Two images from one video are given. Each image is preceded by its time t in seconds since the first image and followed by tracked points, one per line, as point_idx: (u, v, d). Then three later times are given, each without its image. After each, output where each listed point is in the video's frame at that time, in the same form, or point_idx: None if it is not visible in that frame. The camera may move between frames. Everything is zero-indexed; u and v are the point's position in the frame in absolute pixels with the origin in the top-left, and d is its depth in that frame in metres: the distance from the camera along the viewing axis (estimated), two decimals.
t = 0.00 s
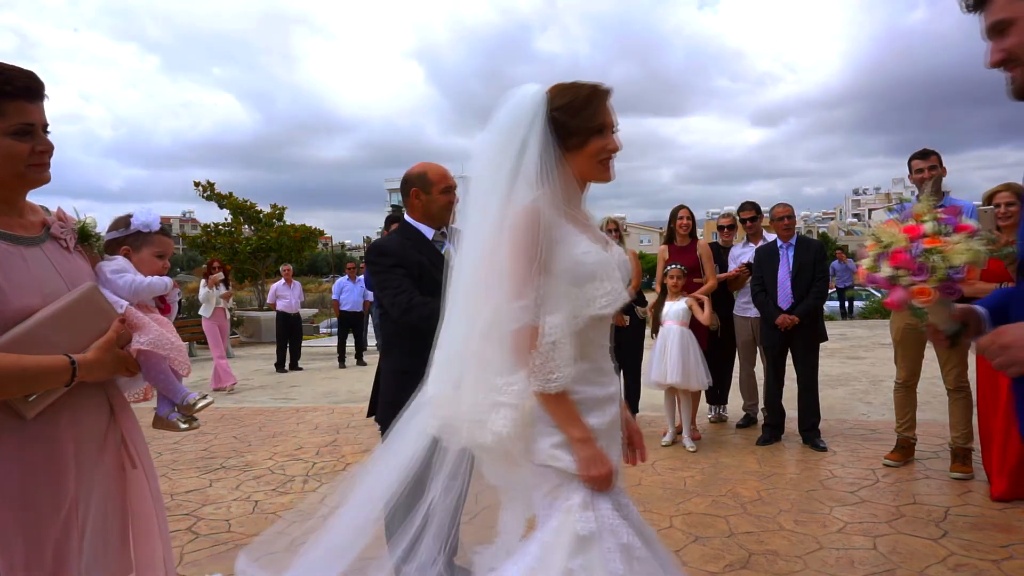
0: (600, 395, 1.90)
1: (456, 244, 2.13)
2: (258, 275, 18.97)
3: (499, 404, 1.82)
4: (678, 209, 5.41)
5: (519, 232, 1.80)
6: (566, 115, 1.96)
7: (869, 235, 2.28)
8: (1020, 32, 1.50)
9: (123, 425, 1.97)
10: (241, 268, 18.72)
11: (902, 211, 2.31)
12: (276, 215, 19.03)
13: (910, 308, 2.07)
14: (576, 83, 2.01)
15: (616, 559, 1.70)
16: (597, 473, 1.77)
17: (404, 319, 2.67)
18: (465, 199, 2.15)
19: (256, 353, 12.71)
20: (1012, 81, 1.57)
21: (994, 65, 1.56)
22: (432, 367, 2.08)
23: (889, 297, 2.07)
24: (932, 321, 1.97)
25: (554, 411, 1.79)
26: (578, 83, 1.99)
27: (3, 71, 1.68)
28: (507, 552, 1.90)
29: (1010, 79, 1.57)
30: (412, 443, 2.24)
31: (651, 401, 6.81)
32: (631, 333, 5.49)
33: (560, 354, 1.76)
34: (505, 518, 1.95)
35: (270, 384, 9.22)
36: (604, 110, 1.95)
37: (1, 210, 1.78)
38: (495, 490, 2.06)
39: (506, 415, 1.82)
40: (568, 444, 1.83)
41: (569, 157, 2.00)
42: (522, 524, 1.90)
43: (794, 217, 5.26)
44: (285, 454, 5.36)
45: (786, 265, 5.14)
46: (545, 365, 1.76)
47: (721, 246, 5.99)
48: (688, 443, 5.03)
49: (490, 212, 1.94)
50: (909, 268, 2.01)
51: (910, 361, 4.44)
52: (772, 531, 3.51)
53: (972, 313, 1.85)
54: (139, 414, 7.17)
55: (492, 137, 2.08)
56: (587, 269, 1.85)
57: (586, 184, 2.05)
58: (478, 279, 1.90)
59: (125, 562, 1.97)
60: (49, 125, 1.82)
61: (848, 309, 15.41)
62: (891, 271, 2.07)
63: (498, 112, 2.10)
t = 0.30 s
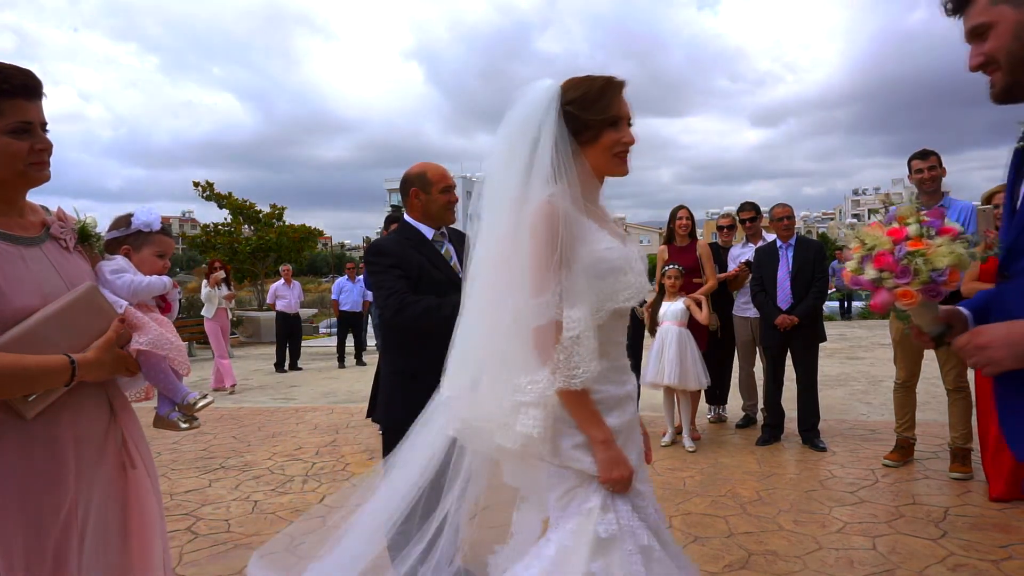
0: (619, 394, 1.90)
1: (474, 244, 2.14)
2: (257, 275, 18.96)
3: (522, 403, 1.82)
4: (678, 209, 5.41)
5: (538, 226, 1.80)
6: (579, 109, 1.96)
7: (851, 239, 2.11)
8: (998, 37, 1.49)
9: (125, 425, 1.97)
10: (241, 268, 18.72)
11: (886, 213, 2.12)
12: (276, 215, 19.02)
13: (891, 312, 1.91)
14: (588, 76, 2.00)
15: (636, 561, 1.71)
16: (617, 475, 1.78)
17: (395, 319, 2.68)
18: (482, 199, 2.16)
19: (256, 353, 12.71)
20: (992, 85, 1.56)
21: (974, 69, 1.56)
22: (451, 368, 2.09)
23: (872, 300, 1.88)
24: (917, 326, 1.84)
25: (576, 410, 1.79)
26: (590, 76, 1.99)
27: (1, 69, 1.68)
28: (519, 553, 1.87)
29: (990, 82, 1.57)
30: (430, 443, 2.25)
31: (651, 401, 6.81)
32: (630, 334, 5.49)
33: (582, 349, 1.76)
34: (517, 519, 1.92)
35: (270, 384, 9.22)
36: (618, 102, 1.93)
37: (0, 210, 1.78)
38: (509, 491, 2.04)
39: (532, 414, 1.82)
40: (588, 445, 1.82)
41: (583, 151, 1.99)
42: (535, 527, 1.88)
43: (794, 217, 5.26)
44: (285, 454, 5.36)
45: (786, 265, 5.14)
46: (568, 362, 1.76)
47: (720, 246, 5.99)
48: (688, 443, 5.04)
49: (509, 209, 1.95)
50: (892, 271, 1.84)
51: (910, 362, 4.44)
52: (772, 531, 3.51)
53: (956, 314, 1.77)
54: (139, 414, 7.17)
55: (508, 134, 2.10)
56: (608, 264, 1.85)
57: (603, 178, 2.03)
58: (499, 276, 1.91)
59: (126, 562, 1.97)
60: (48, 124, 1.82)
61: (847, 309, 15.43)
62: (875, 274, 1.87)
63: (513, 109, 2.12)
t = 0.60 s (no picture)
0: (636, 393, 1.90)
1: (487, 243, 2.13)
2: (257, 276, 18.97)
3: (543, 403, 1.81)
4: (677, 210, 5.41)
5: (558, 222, 1.81)
6: (594, 104, 1.96)
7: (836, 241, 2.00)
8: (979, 39, 1.49)
9: (126, 426, 1.97)
10: (241, 268, 18.73)
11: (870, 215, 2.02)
12: (276, 215, 19.03)
13: (876, 314, 1.81)
14: (602, 71, 2.01)
15: (653, 561, 1.71)
16: (635, 477, 1.78)
17: (387, 326, 2.74)
18: (495, 198, 2.16)
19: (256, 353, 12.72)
20: (975, 87, 1.55)
21: (956, 71, 1.56)
22: (466, 369, 2.08)
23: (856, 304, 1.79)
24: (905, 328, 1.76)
25: (594, 408, 1.78)
26: (605, 72, 1.99)
27: None
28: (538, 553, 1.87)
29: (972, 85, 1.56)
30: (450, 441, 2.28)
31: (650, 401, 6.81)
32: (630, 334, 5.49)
33: (603, 346, 1.77)
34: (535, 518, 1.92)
35: (269, 384, 9.22)
36: (633, 96, 1.93)
37: (1, 210, 1.78)
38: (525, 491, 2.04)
39: (555, 415, 1.79)
40: (605, 446, 1.82)
41: (599, 146, 1.99)
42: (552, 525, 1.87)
43: (794, 218, 5.26)
44: (285, 454, 5.36)
45: (786, 265, 5.14)
46: (590, 359, 1.76)
47: (720, 246, 6.00)
48: (688, 443, 5.04)
49: (525, 207, 1.95)
50: (878, 274, 1.74)
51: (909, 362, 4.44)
52: (772, 531, 3.51)
53: (942, 317, 1.74)
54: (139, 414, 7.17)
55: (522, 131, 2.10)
56: (627, 262, 1.86)
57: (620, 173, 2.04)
58: (518, 275, 1.90)
59: (126, 563, 1.96)
60: (46, 123, 1.81)
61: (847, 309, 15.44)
62: (859, 277, 1.77)
63: (527, 104, 2.11)
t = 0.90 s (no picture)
0: (651, 393, 1.91)
1: (502, 240, 2.13)
2: (257, 276, 18.98)
3: (561, 403, 1.83)
4: (677, 210, 5.41)
5: (576, 220, 1.80)
6: (611, 99, 1.96)
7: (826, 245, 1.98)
8: (961, 39, 1.49)
9: (127, 426, 1.96)
10: (241, 268, 18.74)
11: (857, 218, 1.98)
12: (275, 215, 19.03)
13: (866, 319, 1.80)
14: (619, 67, 2.01)
15: (669, 561, 1.73)
16: (650, 478, 1.79)
17: (381, 326, 2.70)
18: (510, 195, 2.16)
19: (255, 353, 12.72)
20: (957, 87, 1.55)
21: (937, 71, 1.55)
22: (481, 368, 2.08)
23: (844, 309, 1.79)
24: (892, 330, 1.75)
25: (611, 408, 1.79)
26: (622, 67, 1.99)
27: None
28: (553, 553, 1.89)
29: (955, 85, 1.55)
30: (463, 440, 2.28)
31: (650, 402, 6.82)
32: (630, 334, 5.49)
33: (622, 346, 1.77)
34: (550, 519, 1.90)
35: (269, 385, 9.23)
36: (651, 92, 1.93)
37: (0, 210, 1.78)
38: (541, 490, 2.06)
39: (574, 415, 1.81)
40: (620, 448, 1.82)
41: (617, 143, 1.99)
42: (566, 524, 1.88)
43: (793, 218, 5.27)
44: (285, 455, 5.37)
45: (785, 266, 5.14)
46: (609, 359, 1.76)
47: (720, 247, 6.00)
48: (688, 442, 5.05)
49: (542, 203, 1.94)
50: (863, 278, 1.73)
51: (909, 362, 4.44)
52: (771, 531, 3.52)
53: (929, 318, 1.72)
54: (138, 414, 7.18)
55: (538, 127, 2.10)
56: (645, 260, 1.86)
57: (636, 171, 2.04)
58: (535, 274, 1.91)
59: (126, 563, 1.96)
60: (44, 123, 1.81)
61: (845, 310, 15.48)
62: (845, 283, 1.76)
63: (542, 101, 2.12)
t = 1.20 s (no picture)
0: (664, 395, 1.90)
1: (515, 239, 2.14)
2: (256, 277, 18.99)
3: (576, 406, 1.81)
4: (676, 210, 5.42)
5: (592, 220, 1.80)
6: (629, 98, 1.96)
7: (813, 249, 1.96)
8: (945, 40, 1.52)
9: (126, 428, 1.96)
10: (240, 269, 18.74)
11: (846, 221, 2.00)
12: (275, 216, 19.04)
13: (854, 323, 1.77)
14: (634, 65, 2.01)
15: (681, 564, 1.72)
16: (662, 480, 1.78)
17: (377, 332, 2.69)
18: (523, 194, 2.16)
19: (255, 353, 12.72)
20: (941, 88, 1.58)
21: (921, 71, 1.58)
22: (493, 368, 2.08)
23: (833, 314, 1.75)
24: (881, 334, 1.71)
25: (625, 410, 1.79)
26: (638, 65, 1.99)
27: None
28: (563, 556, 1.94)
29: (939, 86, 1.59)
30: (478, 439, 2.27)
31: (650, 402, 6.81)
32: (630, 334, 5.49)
33: (637, 348, 1.78)
34: (556, 521, 2.02)
35: (269, 385, 9.23)
36: (668, 91, 1.93)
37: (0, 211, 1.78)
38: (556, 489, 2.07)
39: (589, 417, 1.79)
40: (633, 450, 1.82)
41: (633, 142, 1.98)
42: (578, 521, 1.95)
43: (793, 218, 5.27)
44: (284, 456, 5.36)
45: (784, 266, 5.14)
46: (623, 362, 1.77)
47: (720, 247, 6.00)
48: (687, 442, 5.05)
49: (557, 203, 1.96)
50: (852, 283, 1.71)
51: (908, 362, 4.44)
52: (771, 531, 3.52)
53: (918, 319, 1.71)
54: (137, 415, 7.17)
55: (552, 125, 2.10)
56: (661, 261, 1.85)
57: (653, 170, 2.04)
58: (551, 274, 1.92)
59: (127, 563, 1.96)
60: (43, 124, 1.81)
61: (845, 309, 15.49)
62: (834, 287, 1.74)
63: (557, 98, 2.11)
